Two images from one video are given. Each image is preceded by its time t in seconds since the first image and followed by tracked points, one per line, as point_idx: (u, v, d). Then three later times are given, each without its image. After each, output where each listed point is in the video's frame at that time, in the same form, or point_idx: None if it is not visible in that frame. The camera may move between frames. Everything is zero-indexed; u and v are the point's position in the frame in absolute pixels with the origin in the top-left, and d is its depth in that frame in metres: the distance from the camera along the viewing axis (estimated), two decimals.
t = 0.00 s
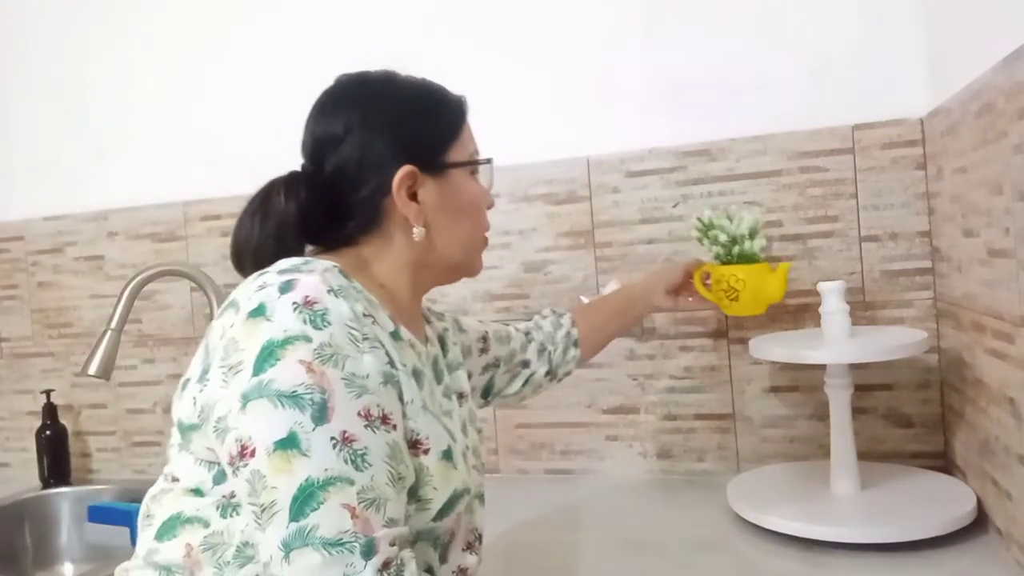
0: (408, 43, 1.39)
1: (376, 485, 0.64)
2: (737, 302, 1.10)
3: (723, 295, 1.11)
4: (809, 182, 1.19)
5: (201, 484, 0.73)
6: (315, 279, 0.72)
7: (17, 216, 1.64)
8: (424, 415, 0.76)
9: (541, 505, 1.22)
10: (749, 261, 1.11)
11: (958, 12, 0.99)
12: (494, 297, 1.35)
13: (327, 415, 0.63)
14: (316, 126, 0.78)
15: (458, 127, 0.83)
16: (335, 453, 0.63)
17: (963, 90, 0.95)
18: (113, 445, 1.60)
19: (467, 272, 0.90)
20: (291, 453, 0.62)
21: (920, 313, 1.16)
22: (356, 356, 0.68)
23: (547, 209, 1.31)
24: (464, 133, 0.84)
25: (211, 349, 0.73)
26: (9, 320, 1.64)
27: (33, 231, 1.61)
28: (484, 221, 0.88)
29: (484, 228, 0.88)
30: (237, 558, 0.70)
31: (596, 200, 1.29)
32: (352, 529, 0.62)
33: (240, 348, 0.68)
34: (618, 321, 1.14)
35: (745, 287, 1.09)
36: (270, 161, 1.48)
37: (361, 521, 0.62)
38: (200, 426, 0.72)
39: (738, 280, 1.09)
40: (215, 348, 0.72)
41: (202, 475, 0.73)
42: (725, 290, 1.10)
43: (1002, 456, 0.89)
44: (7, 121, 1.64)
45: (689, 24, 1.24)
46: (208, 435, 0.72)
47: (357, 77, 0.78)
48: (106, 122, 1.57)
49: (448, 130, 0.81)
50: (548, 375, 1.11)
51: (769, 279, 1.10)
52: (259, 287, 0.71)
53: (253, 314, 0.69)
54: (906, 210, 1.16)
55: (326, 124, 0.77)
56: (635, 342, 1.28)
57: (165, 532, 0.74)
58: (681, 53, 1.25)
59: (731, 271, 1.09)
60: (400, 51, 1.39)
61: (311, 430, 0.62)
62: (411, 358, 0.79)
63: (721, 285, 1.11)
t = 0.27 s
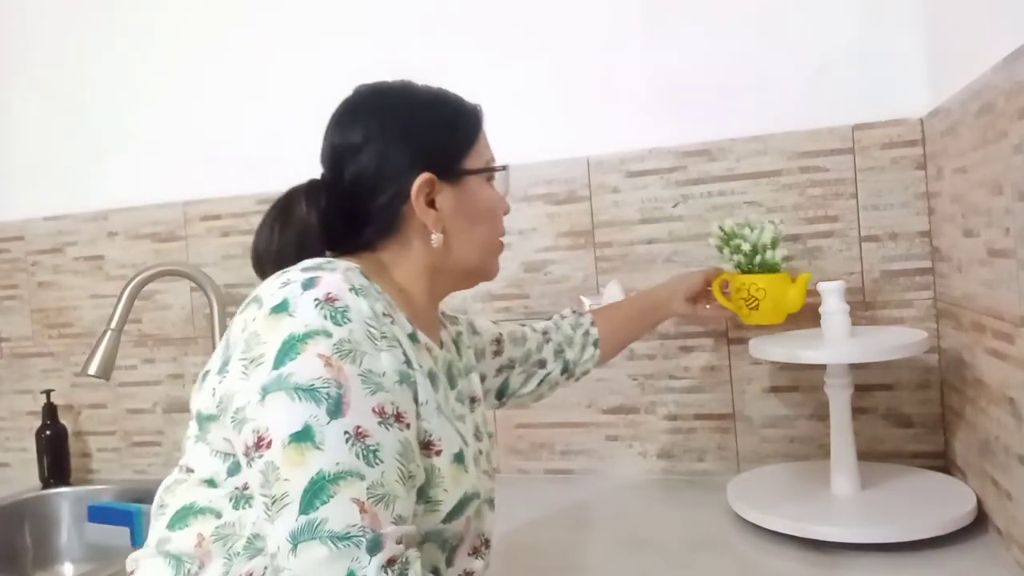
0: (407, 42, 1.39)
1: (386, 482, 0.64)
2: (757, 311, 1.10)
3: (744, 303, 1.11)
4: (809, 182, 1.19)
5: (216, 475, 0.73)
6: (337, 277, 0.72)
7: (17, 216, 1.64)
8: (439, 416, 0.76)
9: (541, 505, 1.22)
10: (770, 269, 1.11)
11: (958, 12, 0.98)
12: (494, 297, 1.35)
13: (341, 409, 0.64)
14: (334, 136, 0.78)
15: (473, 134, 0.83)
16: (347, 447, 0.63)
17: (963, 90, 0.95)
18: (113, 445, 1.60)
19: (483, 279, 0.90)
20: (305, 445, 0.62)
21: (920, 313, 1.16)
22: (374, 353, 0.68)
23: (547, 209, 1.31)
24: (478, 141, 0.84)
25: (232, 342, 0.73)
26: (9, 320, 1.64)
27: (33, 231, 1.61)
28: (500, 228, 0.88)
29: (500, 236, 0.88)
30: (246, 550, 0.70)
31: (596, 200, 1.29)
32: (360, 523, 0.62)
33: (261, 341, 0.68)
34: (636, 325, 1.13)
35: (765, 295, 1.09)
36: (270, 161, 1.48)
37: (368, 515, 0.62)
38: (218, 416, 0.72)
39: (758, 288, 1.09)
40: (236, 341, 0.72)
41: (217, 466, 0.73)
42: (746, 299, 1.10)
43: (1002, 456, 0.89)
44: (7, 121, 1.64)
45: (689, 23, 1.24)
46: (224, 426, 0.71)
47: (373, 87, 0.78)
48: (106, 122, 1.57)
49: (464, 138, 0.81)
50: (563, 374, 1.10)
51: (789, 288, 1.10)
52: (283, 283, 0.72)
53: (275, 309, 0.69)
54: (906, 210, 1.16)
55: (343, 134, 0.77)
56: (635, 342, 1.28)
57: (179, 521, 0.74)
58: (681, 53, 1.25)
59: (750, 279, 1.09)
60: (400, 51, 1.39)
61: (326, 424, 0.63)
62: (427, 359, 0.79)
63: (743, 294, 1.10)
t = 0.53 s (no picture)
0: (407, 42, 1.39)
1: (395, 479, 0.64)
2: (769, 319, 1.08)
3: (757, 311, 1.09)
4: (809, 182, 1.19)
5: (229, 467, 0.74)
6: (356, 276, 0.73)
7: (17, 216, 1.64)
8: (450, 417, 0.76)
9: (541, 505, 1.22)
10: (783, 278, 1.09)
11: (958, 12, 0.98)
12: (494, 297, 1.35)
13: (354, 404, 0.64)
14: (354, 144, 0.79)
15: (491, 143, 0.83)
16: (358, 442, 0.63)
17: (963, 90, 0.95)
18: (113, 445, 1.60)
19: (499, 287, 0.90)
20: (316, 438, 0.62)
21: (920, 313, 1.16)
22: (389, 351, 0.69)
23: (547, 209, 1.31)
24: (496, 149, 0.84)
25: (250, 336, 0.74)
26: (9, 320, 1.64)
27: (33, 231, 1.61)
28: (517, 236, 0.88)
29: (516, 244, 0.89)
30: (255, 543, 0.71)
31: (596, 201, 1.29)
32: (367, 518, 0.62)
33: (280, 336, 0.69)
34: (650, 328, 1.12)
35: (779, 303, 1.07)
36: (270, 161, 1.48)
37: (376, 510, 0.62)
38: (234, 408, 0.73)
39: (771, 296, 1.07)
40: (254, 335, 0.73)
41: (231, 459, 0.74)
42: (758, 307, 1.08)
43: (1003, 456, 0.89)
44: (7, 121, 1.64)
45: (689, 23, 1.24)
46: (240, 418, 0.72)
47: (392, 97, 0.79)
48: (107, 122, 1.57)
49: (481, 147, 0.82)
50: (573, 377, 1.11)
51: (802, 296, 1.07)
52: (303, 280, 0.73)
53: (294, 305, 0.70)
54: (906, 210, 1.16)
55: (363, 143, 0.78)
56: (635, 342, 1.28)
57: (189, 512, 0.74)
58: (681, 53, 1.25)
59: (765, 287, 1.07)
60: (399, 51, 1.39)
61: (338, 418, 0.63)
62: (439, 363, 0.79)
63: (755, 301, 1.09)
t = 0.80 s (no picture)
0: (407, 42, 1.39)
1: (401, 477, 0.64)
2: (773, 322, 1.08)
3: (761, 314, 1.08)
4: (809, 182, 1.19)
5: (239, 463, 0.74)
6: (370, 276, 0.73)
7: (17, 216, 1.64)
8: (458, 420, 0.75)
9: (541, 505, 1.22)
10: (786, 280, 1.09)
11: (958, 12, 0.98)
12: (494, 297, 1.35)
13: (363, 402, 0.64)
14: (372, 150, 0.80)
15: (507, 152, 0.84)
16: (365, 440, 0.63)
17: (963, 90, 0.95)
18: (112, 445, 1.60)
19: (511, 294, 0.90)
20: (324, 434, 0.62)
21: (920, 313, 1.16)
22: (400, 352, 0.69)
23: (547, 209, 1.31)
24: (512, 159, 0.85)
25: (263, 334, 0.75)
26: (9, 320, 1.64)
27: (33, 231, 1.61)
28: (531, 245, 0.88)
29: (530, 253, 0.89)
30: (262, 539, 0.71)
31: (596, 201, 1.29)
32: (371, 515, 0.62)
33: (293, 333, 0.69)
34: (657, 332, 1.12)
35: (783, 305, 1.06)
36: (270, 161, 1.48)
37: (381, 508, 0.62)
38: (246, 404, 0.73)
39: (775, 299, 1.07)
40: (267, 333, 0.74)
41: (240, 455, 0.74)
42: (762, 310, 1.08)
43: (1002, 456, 0.89)
44: (8, 122, 1.64)
45: (689, 23, 1.24)
46: (252, 414, 0.72)
47: (411, 104, 0.80)
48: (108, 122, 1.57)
49: (498, 156, 0.82)
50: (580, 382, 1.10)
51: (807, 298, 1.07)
52: (318, 279, 0.73)
53: (308, 304, 0.70)
54: (906, 210, 1.16)
55: (381, 148, 0.79)
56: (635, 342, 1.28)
57: (198, 507, 0.74)
58: (681, 52, 1.25)
59: (767, 290, 1.07)
60: (399, 51, 1.39)
61: (347, 415, 0.63)
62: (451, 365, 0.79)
63: (760, 303, 1.08)
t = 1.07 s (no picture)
0: (407, 42, 1.39)
1: (404, 477, 0.64)
2: (773, 322, 1.08)
3: (762, 313, 1.08)
4: (809, 182, 1.19)
5: (244, 461, 0.74)
6: (378, 276, 0.73)
7: (17, 215, 1.64)
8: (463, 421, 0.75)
9: (541, 505, 1.22)
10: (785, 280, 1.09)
11: (958, 12, 0.98)
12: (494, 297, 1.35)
13: (368, 401, 0.64)
14: (379, 154, 0.80)
15: (513, 157, 0.84)
16: (369, 439, 0.63)
17: (963, 90, 0.95)
18: (112, 445, 1.60)
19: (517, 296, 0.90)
20: (328, 433, 0.62)
21: (920, 313, 1.16)
22: (405, 352, 0.69)
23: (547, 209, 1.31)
24: (518, 163, 0.85)
25: (270, 333, 0.75)
26: (10, 320, 1.64)
27: (33, 231, 1.61)
28: (537, 248, 0.88)
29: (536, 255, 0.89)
30: (266, 537, 0.71)
31: (596, 201, 1.29)
32: (374, 514, 0.62)
33: (299, 332, 0.69)
34: (659, 333, 1.12)
35: (782, 304, 1.06)
36: (270, 161, 1.48)
37: (383, 507, 0.62)
38: (253, 402, 0.74)
39: (774, 299, 1.07)
40: (274, 331, 0.74)
41: (246, 453, 0.74)
42: (763, 309, 1.08)
43: (1002, 456, 0.89)
44: (8, 122, 1.64)
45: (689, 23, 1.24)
46: (257, 412, 0.73)
47: (418, 109, 0.80)
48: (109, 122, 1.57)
49: (504, 160, 0.83)
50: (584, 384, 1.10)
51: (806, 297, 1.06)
52: (325, 279, 0.73)
53: (316, 303, 0.71)
54: (906, 210, 1.16)
55: (388, 153, 0.79)
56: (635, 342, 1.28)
57: (203, 504, 0.74)
58: (681, 52, 1.25)
59: (767, 291, 1.07)
60: (399, 51, 1.39)
61: (351, 414, 0.63)
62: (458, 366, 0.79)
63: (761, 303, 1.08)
